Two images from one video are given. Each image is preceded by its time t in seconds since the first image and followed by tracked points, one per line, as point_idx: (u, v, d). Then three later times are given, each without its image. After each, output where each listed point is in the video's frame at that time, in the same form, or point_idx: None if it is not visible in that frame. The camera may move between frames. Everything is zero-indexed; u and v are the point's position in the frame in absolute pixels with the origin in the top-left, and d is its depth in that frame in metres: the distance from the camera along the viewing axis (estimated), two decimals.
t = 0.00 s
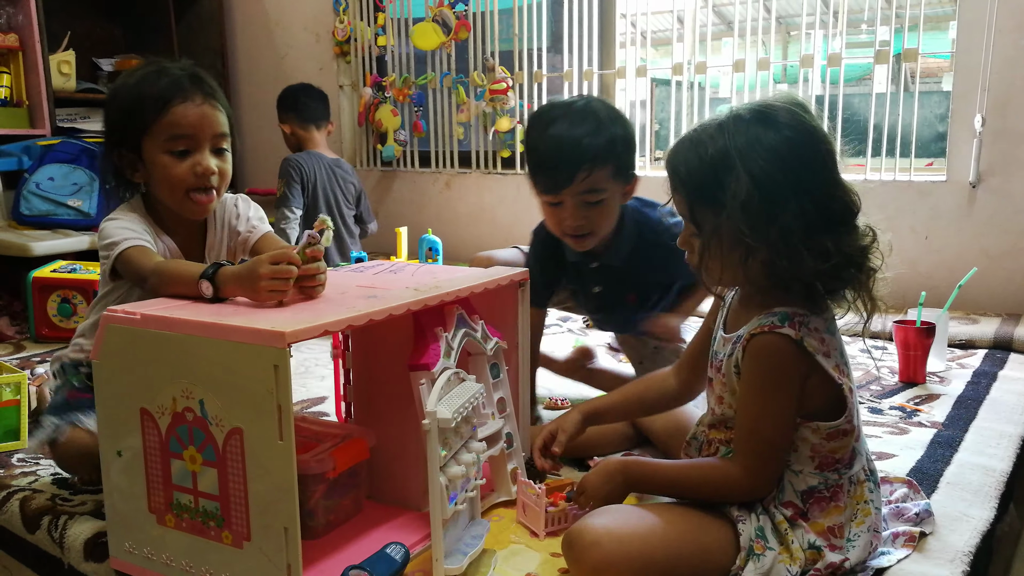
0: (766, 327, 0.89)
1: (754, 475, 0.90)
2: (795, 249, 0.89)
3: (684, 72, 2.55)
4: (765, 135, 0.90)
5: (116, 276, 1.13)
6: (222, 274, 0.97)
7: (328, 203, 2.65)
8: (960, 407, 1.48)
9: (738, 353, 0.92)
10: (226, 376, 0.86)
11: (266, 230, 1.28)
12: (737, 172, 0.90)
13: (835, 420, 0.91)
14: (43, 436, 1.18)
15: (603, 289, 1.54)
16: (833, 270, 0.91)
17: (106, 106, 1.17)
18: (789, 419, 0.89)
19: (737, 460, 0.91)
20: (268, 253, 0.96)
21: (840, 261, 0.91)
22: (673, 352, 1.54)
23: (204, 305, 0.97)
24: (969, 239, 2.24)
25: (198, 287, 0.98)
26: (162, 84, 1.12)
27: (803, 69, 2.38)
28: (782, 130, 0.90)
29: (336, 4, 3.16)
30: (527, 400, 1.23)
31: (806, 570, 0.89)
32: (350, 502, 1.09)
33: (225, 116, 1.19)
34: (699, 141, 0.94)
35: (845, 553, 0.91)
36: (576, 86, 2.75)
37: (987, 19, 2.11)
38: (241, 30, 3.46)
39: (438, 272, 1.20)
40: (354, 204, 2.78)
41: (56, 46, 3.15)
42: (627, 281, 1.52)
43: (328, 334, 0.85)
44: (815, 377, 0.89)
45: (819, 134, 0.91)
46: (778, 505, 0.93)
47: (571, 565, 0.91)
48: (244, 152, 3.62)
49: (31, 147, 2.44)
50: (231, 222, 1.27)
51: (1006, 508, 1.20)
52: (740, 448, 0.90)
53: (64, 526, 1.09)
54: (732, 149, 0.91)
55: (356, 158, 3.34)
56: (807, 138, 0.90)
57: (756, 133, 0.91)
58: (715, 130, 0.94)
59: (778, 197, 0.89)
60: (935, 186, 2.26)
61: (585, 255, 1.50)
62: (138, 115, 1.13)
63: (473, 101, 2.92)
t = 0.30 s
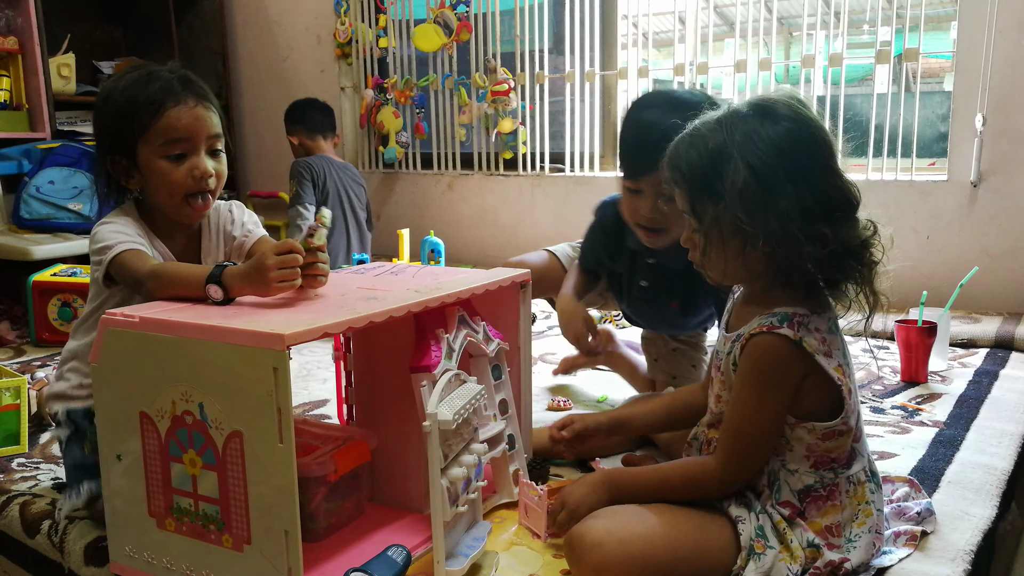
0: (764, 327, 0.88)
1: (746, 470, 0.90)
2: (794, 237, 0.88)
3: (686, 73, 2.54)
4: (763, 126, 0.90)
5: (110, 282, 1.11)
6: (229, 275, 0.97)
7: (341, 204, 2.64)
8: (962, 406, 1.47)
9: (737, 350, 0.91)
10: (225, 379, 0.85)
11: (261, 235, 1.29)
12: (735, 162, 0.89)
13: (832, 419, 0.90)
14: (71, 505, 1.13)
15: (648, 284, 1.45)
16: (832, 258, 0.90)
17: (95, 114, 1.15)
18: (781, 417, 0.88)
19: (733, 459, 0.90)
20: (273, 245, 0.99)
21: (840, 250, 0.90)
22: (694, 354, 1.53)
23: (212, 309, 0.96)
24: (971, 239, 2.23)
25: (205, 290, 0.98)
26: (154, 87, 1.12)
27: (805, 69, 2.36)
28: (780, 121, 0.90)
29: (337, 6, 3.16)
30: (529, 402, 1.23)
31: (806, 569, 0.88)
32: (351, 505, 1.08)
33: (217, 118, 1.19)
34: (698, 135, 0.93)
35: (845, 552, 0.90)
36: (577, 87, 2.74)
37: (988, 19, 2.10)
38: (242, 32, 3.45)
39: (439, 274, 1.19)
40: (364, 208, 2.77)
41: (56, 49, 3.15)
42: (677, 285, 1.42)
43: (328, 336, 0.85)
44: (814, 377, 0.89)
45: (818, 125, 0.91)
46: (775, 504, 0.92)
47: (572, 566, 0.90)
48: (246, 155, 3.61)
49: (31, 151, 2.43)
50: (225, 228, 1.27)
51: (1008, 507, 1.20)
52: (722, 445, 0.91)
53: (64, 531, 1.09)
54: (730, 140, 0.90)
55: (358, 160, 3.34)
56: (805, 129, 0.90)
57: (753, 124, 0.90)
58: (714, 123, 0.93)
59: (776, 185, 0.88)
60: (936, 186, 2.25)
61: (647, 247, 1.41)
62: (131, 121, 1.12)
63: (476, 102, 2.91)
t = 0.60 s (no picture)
0: (761, 324, 0.88)
1: (741, 469, 0.90)
2: (793, 228, 0.88)
3: (687, 76, 2.54)
4: (764, 120, 0.90)
5: (95, 288, 1.10)
6: (214, 272, 0.97)
7: (347, 207, 2.66)
8: (961, 410, 1.46)
9: (733, 348, 0.91)
10: (224, 380, 0.85)
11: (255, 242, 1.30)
12: (735, 155, 0.90)
13: (827, 419, 0.89)
14: (70, 520, 1.10)
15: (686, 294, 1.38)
16: (831, 251, 0.90)
17: (84, 112, 1.15)
18: (774, 416, 0.88)
19: (727, 458, 0.90)
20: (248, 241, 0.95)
21: (839, 244, 0.90)
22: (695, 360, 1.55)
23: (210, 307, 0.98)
24: (972, 244, 2.23)
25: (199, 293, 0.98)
26: (139, 85, 1.12)
27: (806, 74, 2.36)
28: (781, 117, 0.90)
29: (339, 8, 3.16)
30: (529, 405, 1.22)
31: (804, 572, 0.88)
32: (350, 507, 1.08)
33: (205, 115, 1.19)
34: (700, 132, 0.94)
35: (841, 555, 0.89)
36: (579, 90, 2.73)
37: (990, 24, 2.10)
38: (244, 33, 3.45)
39: (440, 276, 1.19)
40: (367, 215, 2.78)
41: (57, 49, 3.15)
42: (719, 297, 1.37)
43: (327, 338, 0.84)
44: (809, 377, 0.88)
45: (818, 123, 0.92)
46: (772, 506, 0.91)
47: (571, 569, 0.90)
48: (246, 156, 3.61)
49: (31, 151, 2.43)
50: (219, 233, 1.27)
51: (1007, 512, 1.19)
52: (717, 442, 0.90)
53: (62, 531, 1.09)
54: (731, 134, 0.91)
55: (358, 162, 3.34)
56: (806, 126, 0.90)
57: (753, 118, 0.91)
58: (716, 119, 0.94)
59: (776, 177, 0.88)
60: (937, 191, 2.25)
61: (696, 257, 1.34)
62: (117, 119, 1.12)
63: (477, 104, 2.90)
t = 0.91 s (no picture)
0: (764, 324, 0.88)
1: (745, 470, 0.90)
2: (793, 221, 0.88)
3: (687, 76, 2.54)
4: (763, 115, 0.91)
5: (101, 288, 1.11)
6: (213, 270, 0.97)
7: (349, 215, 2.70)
8: (966, 412, 1.46)
9: (736, 346, 0.91)
10: (226, 380, 0.85)
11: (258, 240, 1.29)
12: (734, 149, 0.90)
13: (831, 420, 0.89)
14: (74, 516, 1.09)
15: (686, 300, 1.35)
16: (832, 243, 0.90)
17: (80, 113, 1.15)
18: (777, 414, 0.88)
19: (731, 458, 0.90)
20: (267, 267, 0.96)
21: (840, 236, 0.90)
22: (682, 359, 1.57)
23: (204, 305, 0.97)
24: (974, 245, 2.23)
25: (194, 289, 0.98)
26: (133, 80, 1.12)
27: (806, 73, 2.36)
28: (781, 112, 0.91)
29: (338, 8, 3.15)
30: (530, 405, 1.22)
31: (808, 573, 0.88)
32: (351, 507, 1.08)
33: (202, 108, 1.19)
34: (700, 128, 0.94)
35: (845, 557, 0.89)
36: (579, 90, 2.73)
37: (992, 24, 2.11)
38: (243, 34, 3.45)
39: (440, 275, 1.19)
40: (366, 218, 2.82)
41: (58, 49, 3.15)
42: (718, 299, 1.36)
43: (328, 338, 0.84)
44: (812, 376, 0.88)
45: (819, 118, 0.92)
46: (776, 507, 0.91)
47: (573, 569, 0.90)
48: (246, 157, 3.61)
49: (32, 151, 2.43)
50: (223, 232, 1.27)
51: (1013, 513, 1.19)
52: (721, 441, 0.90)
53: (62, 530, 1.08)
54: (730, 129, 0.91)
55: (358, 163, 3.34)
56: (807, 120, 0.90)
57: (754, 113, 0.91)
58: (715, 115, 0.94)
59: (775, 171, 0.89)
60: (939, 191, 2.25)
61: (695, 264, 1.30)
62: (113, 116, 1.12)
63: (477, 105, 2.90)
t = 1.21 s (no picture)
0: (774, 329, 0.87)
1: (753, 476, 0.90)
2: (791, 219, 0.88)
3: (691, 78, 2.53)
4: (764, 115, 0.90)
5: (105, 285, 1.10)
6: (223, 273, 0.96)
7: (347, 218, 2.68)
8: (970, 417, 1.46)
9: (744, 352, 0.90)
10: (230, 382, 0.85)
11: (263, 238, 1.29)
12: (733, 148, 0.90)
13: (841, 427, 0.89)
14: (78, 515, 1.09)
15: (681, 307, 1.35)
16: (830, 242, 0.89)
17: (91, 108, 1.15)
18: (786, 421, 0.87)
19: (742, 465, 0.89)
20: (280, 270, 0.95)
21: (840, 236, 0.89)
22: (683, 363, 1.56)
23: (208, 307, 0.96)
24: (979, 249, 2.23)
25: (200, 289, 0.97)
26: (148, 76, 1.12)
27: (811, 76, 2.36)
28: (784, 112, 0.90)
29: (342, 8, 3.15)
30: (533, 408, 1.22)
31: None
32: (353, 509, 1.07)
33: (215, 107, 1.19)
34: (701, 127, 0.94)
35: (853, 564, 0.89)
36: (583, 92, 2.73)
37: (996, 28, 2.10)
38: (247, 33, 3.45)
39: (444, 277, 1.18)
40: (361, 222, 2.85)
41: (61, 47, 3.15)
42: (713, 305, 1.36)
43: (333, 339, 0.84)
44: (823, 382, 0.88)
45: (821, 119, 0.91)
46: (783, 514, 0.91)
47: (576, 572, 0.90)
48: (248, 156, 3.61)
49: (35, 149, 2.42)
50: (229, 229, 1.27)
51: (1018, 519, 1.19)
52: (733, 448, 0.90)
53: (64, 530, 1.08)
54: (730, 128, 0.91)
55: (360, 163, 3.33)
56: (808, 120, 0.90)
57: (755, 113, 0.91)
58: (716, 116, 0.94)
59: (774, 169, 0.88)
60: (944, 196, 2.24)
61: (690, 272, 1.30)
62: (125, 110, 1.11)
63: (480, 106, 2.89)
